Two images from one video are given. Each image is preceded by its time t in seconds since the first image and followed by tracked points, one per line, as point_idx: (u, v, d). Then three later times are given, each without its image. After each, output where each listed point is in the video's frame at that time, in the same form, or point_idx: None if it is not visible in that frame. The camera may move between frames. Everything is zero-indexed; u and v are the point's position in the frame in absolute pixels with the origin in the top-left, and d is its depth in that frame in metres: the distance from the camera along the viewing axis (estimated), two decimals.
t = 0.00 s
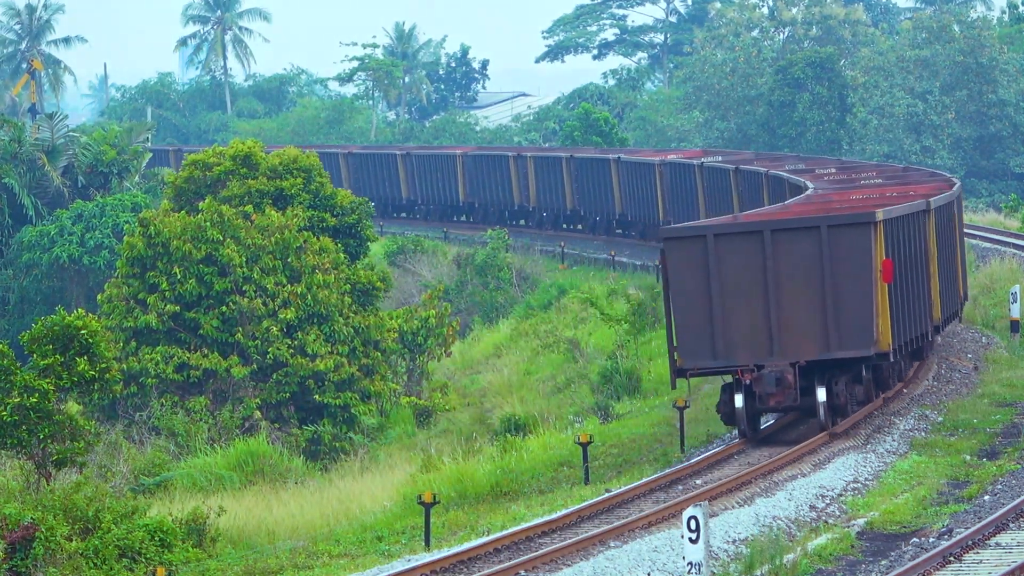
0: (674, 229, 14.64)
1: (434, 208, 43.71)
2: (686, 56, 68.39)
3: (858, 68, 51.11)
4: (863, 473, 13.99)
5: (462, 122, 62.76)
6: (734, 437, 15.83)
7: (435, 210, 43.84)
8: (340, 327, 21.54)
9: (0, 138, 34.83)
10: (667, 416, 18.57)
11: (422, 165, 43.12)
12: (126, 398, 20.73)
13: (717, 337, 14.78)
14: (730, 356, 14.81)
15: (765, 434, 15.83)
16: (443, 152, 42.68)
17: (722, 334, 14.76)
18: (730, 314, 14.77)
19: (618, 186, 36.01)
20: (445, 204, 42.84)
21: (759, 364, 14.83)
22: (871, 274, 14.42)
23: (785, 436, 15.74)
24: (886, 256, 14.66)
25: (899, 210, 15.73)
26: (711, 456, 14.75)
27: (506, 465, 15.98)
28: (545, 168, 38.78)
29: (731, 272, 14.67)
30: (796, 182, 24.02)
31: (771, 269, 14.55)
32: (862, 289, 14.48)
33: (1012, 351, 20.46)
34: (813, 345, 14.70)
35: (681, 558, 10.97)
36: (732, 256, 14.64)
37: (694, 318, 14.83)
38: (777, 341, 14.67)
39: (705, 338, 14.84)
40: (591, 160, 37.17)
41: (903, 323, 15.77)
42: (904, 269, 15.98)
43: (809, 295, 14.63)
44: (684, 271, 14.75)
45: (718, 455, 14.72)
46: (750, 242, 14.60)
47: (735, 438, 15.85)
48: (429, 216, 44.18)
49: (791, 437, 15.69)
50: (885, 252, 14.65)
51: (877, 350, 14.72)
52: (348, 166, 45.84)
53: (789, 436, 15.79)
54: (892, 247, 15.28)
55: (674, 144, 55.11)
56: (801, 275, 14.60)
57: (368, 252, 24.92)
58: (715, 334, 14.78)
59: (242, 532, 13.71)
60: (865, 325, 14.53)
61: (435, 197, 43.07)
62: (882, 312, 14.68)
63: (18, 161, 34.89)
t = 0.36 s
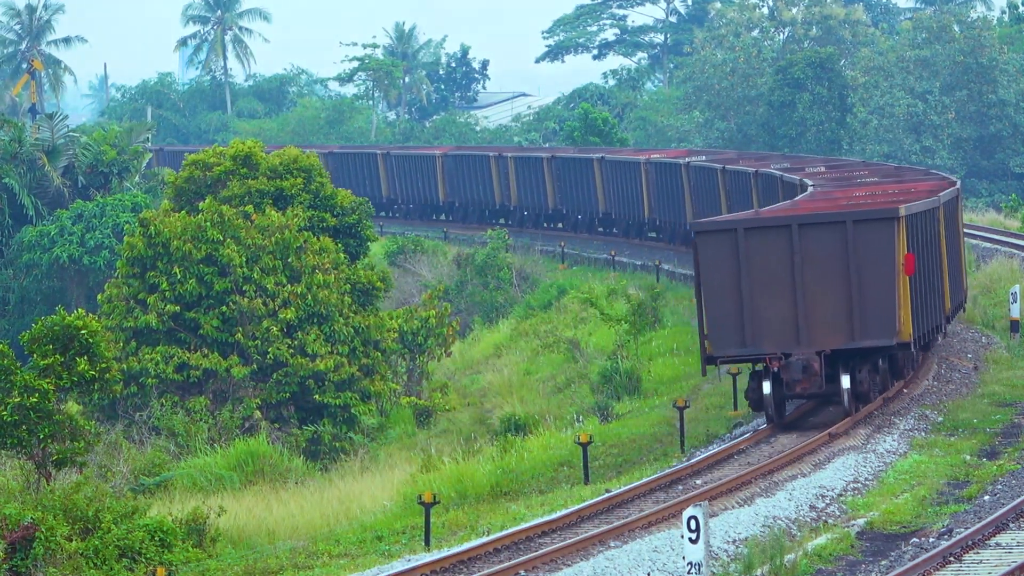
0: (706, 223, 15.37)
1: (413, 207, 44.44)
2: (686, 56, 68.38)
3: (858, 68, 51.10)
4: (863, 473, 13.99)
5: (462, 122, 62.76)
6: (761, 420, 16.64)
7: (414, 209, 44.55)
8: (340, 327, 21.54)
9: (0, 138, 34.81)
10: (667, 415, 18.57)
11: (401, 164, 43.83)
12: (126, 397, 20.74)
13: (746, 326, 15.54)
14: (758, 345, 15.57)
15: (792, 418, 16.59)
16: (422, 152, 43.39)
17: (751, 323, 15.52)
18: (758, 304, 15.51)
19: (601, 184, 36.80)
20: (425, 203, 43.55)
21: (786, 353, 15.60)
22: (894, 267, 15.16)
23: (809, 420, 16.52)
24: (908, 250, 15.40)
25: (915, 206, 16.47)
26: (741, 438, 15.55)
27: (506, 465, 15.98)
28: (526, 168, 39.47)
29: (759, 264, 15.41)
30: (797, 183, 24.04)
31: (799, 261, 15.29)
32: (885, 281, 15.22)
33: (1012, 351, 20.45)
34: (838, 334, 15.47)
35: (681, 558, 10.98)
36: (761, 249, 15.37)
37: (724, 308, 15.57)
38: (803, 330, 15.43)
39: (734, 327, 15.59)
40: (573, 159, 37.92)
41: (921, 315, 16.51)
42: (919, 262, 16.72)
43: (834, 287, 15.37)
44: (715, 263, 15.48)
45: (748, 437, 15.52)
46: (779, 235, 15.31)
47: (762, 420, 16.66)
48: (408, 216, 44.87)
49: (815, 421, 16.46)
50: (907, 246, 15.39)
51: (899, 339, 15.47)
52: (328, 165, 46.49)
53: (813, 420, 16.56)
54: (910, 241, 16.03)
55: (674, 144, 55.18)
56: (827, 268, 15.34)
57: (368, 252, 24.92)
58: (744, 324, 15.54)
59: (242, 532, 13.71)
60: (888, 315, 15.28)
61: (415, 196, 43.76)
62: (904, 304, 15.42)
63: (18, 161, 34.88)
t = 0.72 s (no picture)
0: (730, 219, 16.18)
1: (394, 206, 45.27)
2: (686, 56, 68.34)
3: (858, 68, 51.08)
4: (864, 473, 13.99)
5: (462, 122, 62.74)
6: (783, 407, 17.33)
7: (395, 208, 45.35)
8: (340, 327, 21.54)
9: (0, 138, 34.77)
10: (667, 416, 18.58)
11: (382, 164, 44.65)
12: (126, 398, 20.73)
13: (769, 318, 16.32)
14: (780, 336, 16.35)
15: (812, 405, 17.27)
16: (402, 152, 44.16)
17: (773, 315, 16.31)
18: (780, 297, 16.31)
19: (584, 183, 37.47)
20: (405, 202, 44.33)
21: (808, 343, 16.36)
22: (910, 258, 15.92)
23: (829, 407, 17.24)
24: (923, 243, 16.16)
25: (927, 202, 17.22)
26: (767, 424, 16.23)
27: (506, 465, 15.98)
28: (507, 166, 40.22)
29: (781, 258, 16.21)
30: (796, 182, 24.04)
31: (818, 254, 16.08)
32: (901, 272, 15.97)
33: (1011, 351, 20.42)
34: (858, 324, 16.23)
35: (681, 558, 10.99)
36: (782, 243, 16.17)
37: (748, 301, 16.36)
38: (824, 321, 16.21)
39: (757, 319, 16.38)
40: (553, 158, 38.63)
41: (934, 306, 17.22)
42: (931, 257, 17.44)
43: (853, 279, 16.13)
44: (739, 258, 16.29)
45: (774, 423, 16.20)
46: (799, 230, 16.11)
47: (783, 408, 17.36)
48: (389, 214, 45.66)
49: (835, 409, 17.16)
50: (922, 239, 16.14)
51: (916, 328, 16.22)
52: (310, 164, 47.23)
53: (832, 407, 17.27)
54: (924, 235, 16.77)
55: (674, 144, 55.22)
56: (845, 261, 16.11)
57: (368, 252, 24.91)
58: (767, 316, 16.32)
59: (242, 532, 13.71)
60: (905, 306, 16.04)
61: (395, 194, 44.52)
62: (920, 294, 16.17)
63: (18, 161, 34.86)
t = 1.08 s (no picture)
0: (756, 213, 17.02)
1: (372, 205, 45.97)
2: (686, 56, 68.34)
3: (858, 68, 51.06)
4: (864, 473, 13.98)
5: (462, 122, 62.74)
6: (804, 394, 18.06)
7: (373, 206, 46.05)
8: (340, 327, 21.54)
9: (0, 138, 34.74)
10: (667, 415, 18.59)
11: (362, 163, 45.36)
12: (126, 397, 20.72)
13: (791, 308, 17.19)
14: (802, 324, 17.21)
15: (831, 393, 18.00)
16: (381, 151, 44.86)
17: (795, 305, 17.17)
18: (803, 288, 17.16)
19: (567, 182, 38.14)
20: (384, 201, 45.05)
21: (828, 332, 17.21)
22: (927, 252, 16.74)
23: (848, 394, 17.94)
24: (940, 239, 16.93)
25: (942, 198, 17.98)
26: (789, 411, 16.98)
27: (506, 466, 15.99)
28: (487, 166, 40.95)
29: (804, 251, 17.06)
30: (795, 182, 24.01)
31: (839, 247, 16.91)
32: (918, 266, 16.80)
33: (1011, 351, 20.41)
34: (876, 315, 17.05)
35: (681, 558, 11.01)
36: (805, 236, 17.02)
37: (771, 291, 17.22)
38: (844, 312, 17.04)
39: (780, 308, 17.25)
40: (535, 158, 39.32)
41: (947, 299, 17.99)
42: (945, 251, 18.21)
43: (873, 272, 16.95)
44: (764, 250, 17.16)
45: (795, 410, 16.96)
46: (822, 224, 16.93)
47: (802, 395, 18.08)
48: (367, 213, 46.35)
49: (853, 396, 17.87)
50: (939, 235, 16.92)
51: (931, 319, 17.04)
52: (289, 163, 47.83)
53: (848, 395, 17.98)
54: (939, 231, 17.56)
55: (675, 144, 55.31)
56: (866, 255, 16.93)
57: (368, 252, 24.90)
58: (789, 306, 17.19)
59: (242, 532, 13.72)
60: (922, 297, 16.86)
61: (374, 192, 45.22)
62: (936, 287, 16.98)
63: (18, 161, 34.83)
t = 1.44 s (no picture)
0: (770, 211, 17.57)
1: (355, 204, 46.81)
2: (685, 56, 68.34)
3: (858, 68, 51.06)
4: (863, 473, 13.99)
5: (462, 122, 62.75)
6: (817, 382, 18.63)
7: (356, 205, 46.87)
8: (340, 327, 21.55)
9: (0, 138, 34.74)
10: (667, 415, 18.59)
11: (343, 162, 46.24)
12: (126, 397, 20.72)
13: (805, 301, 17.78)
14: (816, 317, 17.80)
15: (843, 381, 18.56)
16: (362, 151, 45.70)
17: (809, 299, 17.75)
18: (816, 282, 17.75)
19: (548, 180, 38.89)
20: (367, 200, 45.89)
21: (841, 325, 17.80)
22: (936, 246, 17.32)
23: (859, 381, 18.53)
24: (948, 232, 17.51)
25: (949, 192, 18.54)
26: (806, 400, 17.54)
27: (506, 465, 16.01)
28: (467, 165, 41.75)
29: (816, 246, 17.63)
30: (796, 182, 23.97)
31: (851, 243, 17.49)
32: (928, 260, 17.39)
33: (1011, 351, 20.40)
34: (888, 307, 17.65)
35: (681, 558, 11.02)
36: (817, 232, 17.59)
37: (786, 286, 17.80)
38: (856, 305, 17.64)
39: (795, 302, 17.84)
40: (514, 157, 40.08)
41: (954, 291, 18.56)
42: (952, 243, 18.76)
43: (884, 266, 17.54)
44: (778, 246, 17.72)
45: (812, 399, 17.52)
46: (834, 221, 17.50)
47: (815, 381, 18.65)
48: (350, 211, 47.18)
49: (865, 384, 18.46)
50: (947, 228, 17.50)
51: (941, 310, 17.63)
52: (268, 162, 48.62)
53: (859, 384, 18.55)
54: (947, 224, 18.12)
55: (675, 144, 55.37)
56: (877, 249, 17.52)
57: (368, 252, 24.90)
58: (803, 299, 17.79)
59: (242, 533, 13.71)
60: (932, 290, 17.45)
61: (356, 191, 46.07)
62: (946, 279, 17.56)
63: (18, 161, 34.83)
